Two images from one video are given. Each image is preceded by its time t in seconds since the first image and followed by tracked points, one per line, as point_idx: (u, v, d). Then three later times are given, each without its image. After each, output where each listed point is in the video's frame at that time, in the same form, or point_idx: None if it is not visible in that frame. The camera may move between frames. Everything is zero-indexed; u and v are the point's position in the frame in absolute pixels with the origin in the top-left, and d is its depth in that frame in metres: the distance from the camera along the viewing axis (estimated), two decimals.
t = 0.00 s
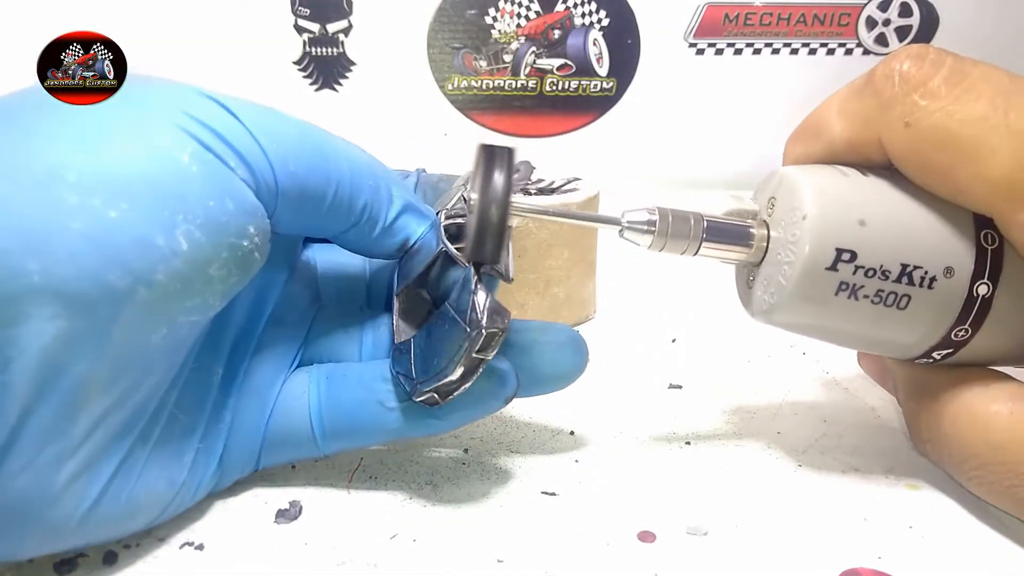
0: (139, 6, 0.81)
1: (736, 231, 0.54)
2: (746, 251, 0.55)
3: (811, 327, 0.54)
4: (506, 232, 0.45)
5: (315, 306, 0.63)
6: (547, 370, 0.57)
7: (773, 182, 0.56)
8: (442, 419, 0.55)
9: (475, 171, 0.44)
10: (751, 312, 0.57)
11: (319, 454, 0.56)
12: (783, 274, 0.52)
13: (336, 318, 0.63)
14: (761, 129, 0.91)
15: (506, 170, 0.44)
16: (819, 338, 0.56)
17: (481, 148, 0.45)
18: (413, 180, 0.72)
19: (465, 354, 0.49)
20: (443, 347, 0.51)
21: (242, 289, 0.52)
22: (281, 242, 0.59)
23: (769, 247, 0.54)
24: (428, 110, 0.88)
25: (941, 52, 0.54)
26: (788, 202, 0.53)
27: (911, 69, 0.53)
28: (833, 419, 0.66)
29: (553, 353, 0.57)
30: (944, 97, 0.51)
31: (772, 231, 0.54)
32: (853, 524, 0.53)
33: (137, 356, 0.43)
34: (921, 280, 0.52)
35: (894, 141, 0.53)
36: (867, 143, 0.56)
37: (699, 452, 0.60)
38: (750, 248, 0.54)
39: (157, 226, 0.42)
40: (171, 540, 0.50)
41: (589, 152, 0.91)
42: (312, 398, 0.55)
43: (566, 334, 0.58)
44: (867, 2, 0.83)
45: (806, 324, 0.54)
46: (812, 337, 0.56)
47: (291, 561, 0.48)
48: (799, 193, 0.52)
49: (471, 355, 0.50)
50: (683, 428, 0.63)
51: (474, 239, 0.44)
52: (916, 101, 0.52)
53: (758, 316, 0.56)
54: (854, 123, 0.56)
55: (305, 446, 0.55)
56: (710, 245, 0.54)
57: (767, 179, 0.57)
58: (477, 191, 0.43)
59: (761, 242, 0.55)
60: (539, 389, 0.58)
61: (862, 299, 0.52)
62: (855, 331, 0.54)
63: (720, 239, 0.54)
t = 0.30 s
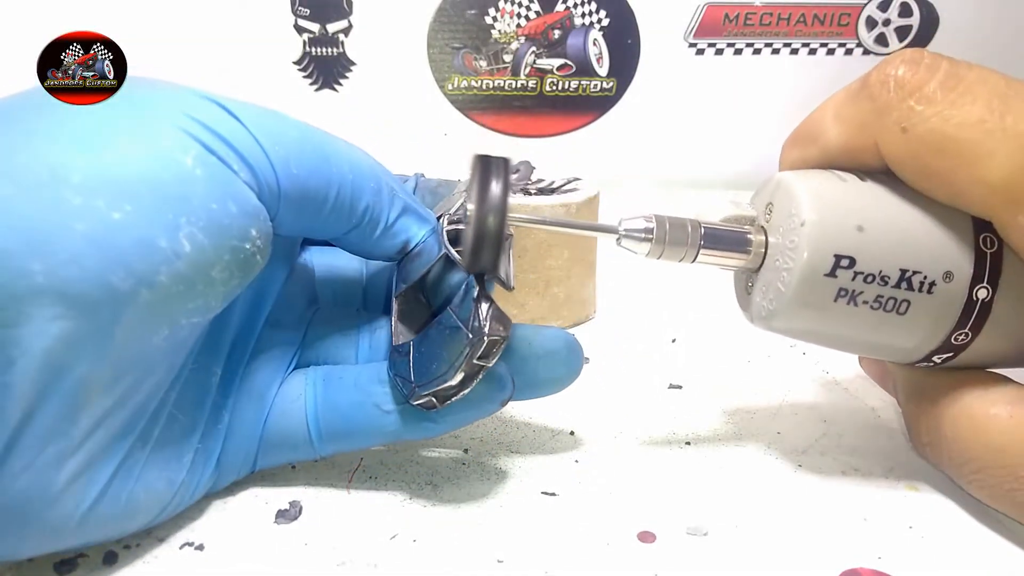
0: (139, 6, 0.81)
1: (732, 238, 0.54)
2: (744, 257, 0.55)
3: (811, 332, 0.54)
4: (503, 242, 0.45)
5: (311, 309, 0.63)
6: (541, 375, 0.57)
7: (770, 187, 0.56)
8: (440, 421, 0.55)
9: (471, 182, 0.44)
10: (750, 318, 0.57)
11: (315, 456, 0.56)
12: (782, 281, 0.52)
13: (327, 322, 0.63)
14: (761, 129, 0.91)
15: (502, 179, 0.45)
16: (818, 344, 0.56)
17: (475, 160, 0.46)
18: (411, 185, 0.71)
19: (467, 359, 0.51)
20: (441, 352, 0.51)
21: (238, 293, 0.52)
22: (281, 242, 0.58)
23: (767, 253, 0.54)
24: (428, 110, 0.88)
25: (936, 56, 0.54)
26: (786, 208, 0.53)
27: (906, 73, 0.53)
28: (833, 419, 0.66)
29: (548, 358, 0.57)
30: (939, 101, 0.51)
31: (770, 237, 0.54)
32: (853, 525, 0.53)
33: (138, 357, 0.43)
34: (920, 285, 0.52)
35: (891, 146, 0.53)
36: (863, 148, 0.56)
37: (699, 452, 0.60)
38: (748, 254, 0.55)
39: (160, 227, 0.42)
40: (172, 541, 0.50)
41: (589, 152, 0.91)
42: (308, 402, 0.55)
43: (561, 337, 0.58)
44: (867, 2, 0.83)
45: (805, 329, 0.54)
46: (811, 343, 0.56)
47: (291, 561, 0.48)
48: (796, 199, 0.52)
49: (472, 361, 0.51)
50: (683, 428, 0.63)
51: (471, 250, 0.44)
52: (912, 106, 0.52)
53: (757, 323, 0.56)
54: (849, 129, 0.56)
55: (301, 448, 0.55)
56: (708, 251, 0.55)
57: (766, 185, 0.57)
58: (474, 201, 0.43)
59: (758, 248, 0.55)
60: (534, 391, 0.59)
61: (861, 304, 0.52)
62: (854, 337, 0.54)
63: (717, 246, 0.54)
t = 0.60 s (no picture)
0: (139, 6, 0.81)
1: (734, 234, 0.54)
2: (746, 254, 0.55)
3: (813, 330, 0.54)
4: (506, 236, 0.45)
5: (316, 310, 0.63)
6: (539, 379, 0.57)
7: (773, 186, 0.56)
8: (437, 431, 0.54)
9: (476, 176, 0.44)
10: (752, 316, 0.57)
11: (315, 463, 0.56)
12: (784, 278, 0.52)
13: (333, 323, 0.63)
14: (761, 129, 0.91)
15: (507, 174, 0.45)
16: (821, 342, 0.56)
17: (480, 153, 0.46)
18: (424, 180, 0.71)
19: (461, 376, 0.50)
20: (439, 365, 0.51)
21: (238, 295, 0.51)
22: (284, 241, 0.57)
23: (769, 251, 0.54)
24: (428, 110, 0.88)
25: (939, 54, 0.54)
26: (788, 205, 0.53)
27: (909, 72, 0.53)
28: (833, 419, 0.66)
29: (545, 362, 0.57)
30: (942, 100, 0.51)
31: (772, 235, 0.54)
32: (853, 525, 0.53)
33: (135, 360, 0.43)
34: (921, 283, 0.52)
35: (894, 145, 0.53)
36: (867, 146, 0.55)
37: (699, 452, 0.60)
38: (749, 251, 0.54)
39: (155, 230, 0.42)
40: (171, 542, 0.50)
41: (589, 152, 0.91)
42: (308, 410, 0.56)
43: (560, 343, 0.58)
44: (867, 2, 0.83)
45: (808, 327, 0.54)
46: (813, 340, 0.56)
47: (291, 561, 0.48)
48: (799, 196, 0.52)
49: (467, 378, 0.50)
50: (683, 428, 0.63)
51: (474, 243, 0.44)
52: (914, 105, 0.52)
53: (759, 320, 0.56)
54: (853, 128, 0.56)
55: (300, 453, 0.55)
56: (711, 248, 0.55)
57: (768, 183, 0.57)
58: (478, 195, 0.43)
59: (760, 246, 0.54)
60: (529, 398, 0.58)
61: (862, 302, 0.53)
62: (856, 334, 0.54)
63: (719, 242, 0.54)
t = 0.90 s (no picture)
0: (139, 6, 0.81)
1: (739, 223, 0.54)
2: (752, 244, 0.55)
3: (818, 319, 0.54)
4: (516, 222, 0.45)
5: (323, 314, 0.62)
6: (533, 390, 0.57)
7: (780, 177, 0.56)
8: (427, 448, 0.54)
9: (485, 162, 0.44)
10: (758, 306, 0.57)
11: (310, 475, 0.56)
12: (788, 267, 0.52)
13: (341, 323, 0.63)
14: (761, 129, 0.91)
15: (516, 161, 0.44)
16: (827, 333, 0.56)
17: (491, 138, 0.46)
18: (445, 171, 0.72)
19: (449, 406, 0.49)
20: (432, 390, 0.51)
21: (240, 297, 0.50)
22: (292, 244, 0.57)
23: (775, 241, 0.54)
24: (428, 109, 0.88)
25: (947, 50, 0.54)
26: (794, 196, 0.53)
27: (915, 66, 0.53)
28: (833, 420, 0.66)
29: (539, 372, 0.57)
30: (947, 94, 0.51)
31: (779, 225, 0.54)
32: (853, 525, 0.53)
33: (129, 365, 0.43)
34: (925, 274, 0.52)
35: (898, 139, 0.53)
36: (873, 140, 0.56)
37: (699, 452, 0.60)
38: (755, 241, 0.55)
39: (151, 235, 0.41)
40: (171, 542, 0.50)
41: (589, 152, 0.91)
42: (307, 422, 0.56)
43: (554, 348, 0.58)
44: (867, 2, 0.83)
45: (813, 316, 0.54)
46: (818, 329, 0.56)
47: (291, 562, 0.48)
48: (805, 188, 0.52)
49: (455, 408, 0.49)
50: (683, 428, 0.63)
51: (483, 228, 0.45)
52: (920, 98, 0.52)
53: (764, 310, 0.56)
54: (860, 120, 0.56)
55: (298, 464, 0.56)
56: (718, 237, 0.55)
57: (776, 175, 0.57)
58: (486, 181, 0.44)
59: (766, 236, 0.55)
60: (529, 408, 0.59)
61: (865, 293, 0.52)
62: (860, 325, 0.54)
63: (726, 232, 0.54)
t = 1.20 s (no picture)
0: (139, 6, 0.81)
1: (746, 212, 0.54)
2: (756, 233, 0.55)
3: (821, 307, 0.54)
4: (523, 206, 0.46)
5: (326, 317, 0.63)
6: (530, 402, 0.57)
7: (785, 165, 0.56)
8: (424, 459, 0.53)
9: (493, 150, 0.45)
10: (762, 294, 0.57)
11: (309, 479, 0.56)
12: (792, 256, 0.53)
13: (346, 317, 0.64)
14: (761, 129, 0.91)
15: (525, 146, 0.45)
16: (830, 322, 0.57)
17: (501, 125, 0.47)
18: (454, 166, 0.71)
19: (446, 423, 0.49)
20: (430, 406, 0.51)
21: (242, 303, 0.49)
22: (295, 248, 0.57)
23: (780, 229, 0.54)
24: (428, 109, 0.88)
25: (956, 43, 0.54)
26: (800, 185, 0.53)
27: (924, 58, 0.53)
28: (833, 419, 0.66)
29: (537, 382, 0.57)
30: (954, 87, 0.51)
31: (784, 215, 0.54)
32: (853, 525, 0.53)
33: (129, 377, 0.43)
34: (928, 265, 0.52)
35: (904, 130, 0.53)
36: (879, 130, 0.56)
37: (699, 452, 0.60)
38: (760, 229, 0.55)
39: (150, 248, 0.41)
40: (171, 542, 0.50)
41: (589, 152, 0.91)
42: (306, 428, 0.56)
43: (552, 360, 0.58)
44: (867, 2, 0.82)
45: (817, 304, 0.54)
46: (822, 319, 0.56)
47: (291, 562, 0.48)
48: (811, 176, 0.52)
49: (452, 425, 0.49)
50: (683, 428, 0.63)
51: (490, 211, 0.46)
52: (927, 90, 0.52)
53: (769, 298, 0.56)
54: (868, 110, 0.56)
55: (296, 467, 0.56)
56: (723, 225, 0.55)
57: (783, 164, 0.57)
58: (496, 166, 0.45)
59: (771, 225, 0.55)
60: (524, 418, 0.58)
61: (868, 282, 0.53)
62: (864, 315, 0.55)
63: (732, 220, 0.54)
